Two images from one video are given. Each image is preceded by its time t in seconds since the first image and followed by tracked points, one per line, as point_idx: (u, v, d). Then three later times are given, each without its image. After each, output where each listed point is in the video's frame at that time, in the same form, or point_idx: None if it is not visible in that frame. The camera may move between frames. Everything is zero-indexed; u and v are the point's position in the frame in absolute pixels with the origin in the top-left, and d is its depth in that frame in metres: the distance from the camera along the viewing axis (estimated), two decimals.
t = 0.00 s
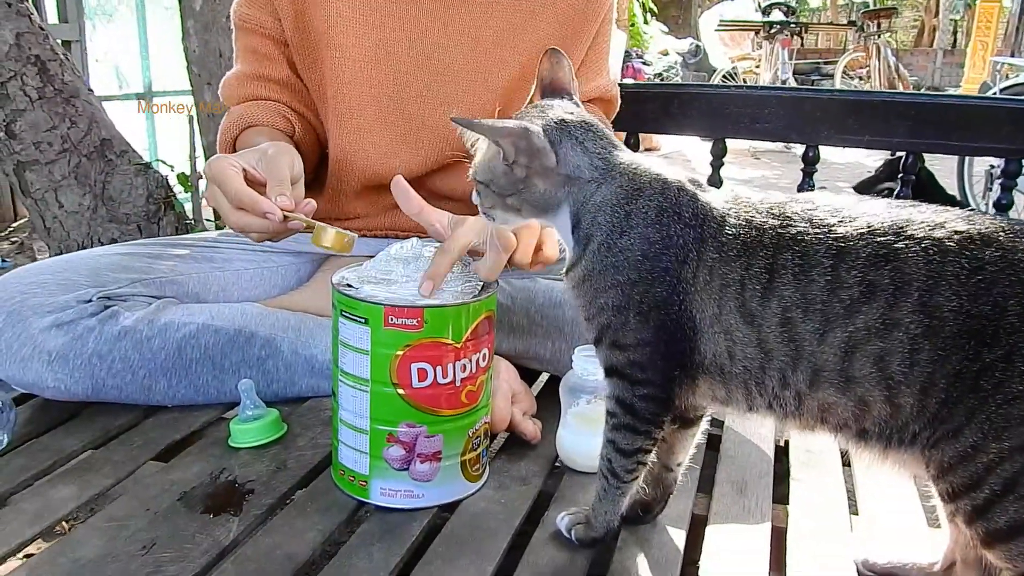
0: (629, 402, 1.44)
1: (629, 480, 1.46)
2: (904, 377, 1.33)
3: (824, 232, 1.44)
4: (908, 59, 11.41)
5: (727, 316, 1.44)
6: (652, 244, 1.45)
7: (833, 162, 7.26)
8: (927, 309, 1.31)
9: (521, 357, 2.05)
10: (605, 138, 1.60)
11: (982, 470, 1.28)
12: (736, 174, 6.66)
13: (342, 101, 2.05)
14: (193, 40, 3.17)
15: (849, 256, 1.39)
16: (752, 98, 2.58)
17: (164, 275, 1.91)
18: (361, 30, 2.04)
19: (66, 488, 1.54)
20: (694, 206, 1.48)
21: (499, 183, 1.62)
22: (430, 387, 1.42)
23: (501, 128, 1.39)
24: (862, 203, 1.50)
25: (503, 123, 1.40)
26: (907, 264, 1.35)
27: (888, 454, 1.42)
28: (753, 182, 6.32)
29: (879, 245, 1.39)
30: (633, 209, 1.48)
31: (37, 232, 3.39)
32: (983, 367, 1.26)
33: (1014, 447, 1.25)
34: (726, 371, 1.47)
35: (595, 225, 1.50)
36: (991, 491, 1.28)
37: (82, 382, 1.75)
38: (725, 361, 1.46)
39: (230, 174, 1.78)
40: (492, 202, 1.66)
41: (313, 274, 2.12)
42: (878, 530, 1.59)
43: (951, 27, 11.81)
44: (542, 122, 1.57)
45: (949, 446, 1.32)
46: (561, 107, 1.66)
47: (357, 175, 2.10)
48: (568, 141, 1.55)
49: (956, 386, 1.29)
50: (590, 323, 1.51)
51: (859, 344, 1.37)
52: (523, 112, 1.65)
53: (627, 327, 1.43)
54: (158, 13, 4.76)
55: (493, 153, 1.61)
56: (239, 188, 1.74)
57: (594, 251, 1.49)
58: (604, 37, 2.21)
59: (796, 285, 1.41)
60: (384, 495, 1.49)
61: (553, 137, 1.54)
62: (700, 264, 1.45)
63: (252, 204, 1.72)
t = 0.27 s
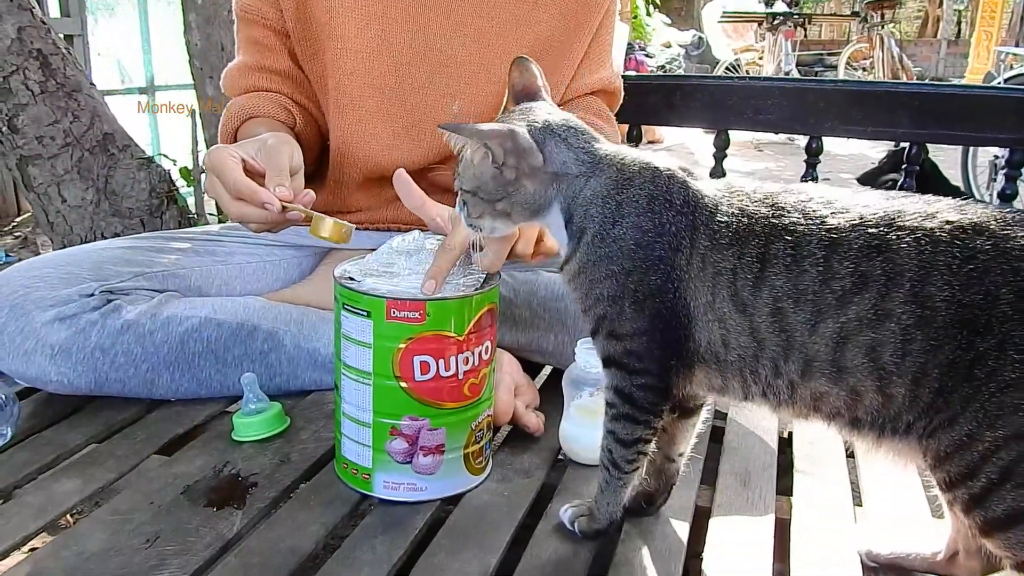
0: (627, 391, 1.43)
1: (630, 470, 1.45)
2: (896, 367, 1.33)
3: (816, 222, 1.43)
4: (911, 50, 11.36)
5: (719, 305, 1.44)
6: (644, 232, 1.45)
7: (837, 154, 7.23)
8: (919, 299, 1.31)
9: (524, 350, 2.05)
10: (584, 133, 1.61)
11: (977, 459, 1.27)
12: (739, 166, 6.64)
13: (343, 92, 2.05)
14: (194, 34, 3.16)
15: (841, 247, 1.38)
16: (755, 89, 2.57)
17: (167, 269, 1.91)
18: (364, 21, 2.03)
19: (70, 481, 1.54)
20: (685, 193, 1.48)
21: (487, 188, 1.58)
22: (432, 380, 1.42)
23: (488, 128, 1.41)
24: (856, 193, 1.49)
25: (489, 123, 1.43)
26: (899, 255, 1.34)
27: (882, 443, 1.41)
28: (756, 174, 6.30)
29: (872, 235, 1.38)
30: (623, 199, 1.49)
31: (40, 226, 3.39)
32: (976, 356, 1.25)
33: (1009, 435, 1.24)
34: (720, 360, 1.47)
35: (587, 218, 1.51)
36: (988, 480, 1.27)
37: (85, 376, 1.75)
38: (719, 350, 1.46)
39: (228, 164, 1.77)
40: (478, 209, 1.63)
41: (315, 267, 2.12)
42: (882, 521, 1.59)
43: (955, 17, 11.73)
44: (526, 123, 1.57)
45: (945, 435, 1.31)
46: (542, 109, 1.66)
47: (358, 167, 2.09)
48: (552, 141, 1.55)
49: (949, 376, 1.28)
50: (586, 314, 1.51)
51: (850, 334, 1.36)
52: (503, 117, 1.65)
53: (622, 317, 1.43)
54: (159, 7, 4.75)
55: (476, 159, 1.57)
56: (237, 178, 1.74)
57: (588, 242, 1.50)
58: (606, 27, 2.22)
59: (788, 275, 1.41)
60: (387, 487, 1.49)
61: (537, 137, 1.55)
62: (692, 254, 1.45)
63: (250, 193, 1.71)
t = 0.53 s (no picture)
0: (628, 392, 1.43)
1: (631, 471, 1.46)
2: (894, 367, 1.33)
3: (813, 225, 1.43)
4: (913, 45, 11.34)
5: (717, 306, 1.44)
6: (639, 235, 1.45)
7: (839, 150, 7.22)
8: (916, 300, 1.31)
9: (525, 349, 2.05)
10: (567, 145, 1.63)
11: (975, 458, 1.28)
12: (741, 162, 6.63)
13: (345, 91, 2.04)
14: (197, 31, 3.16)
15: (839, 249, 1.39)
16: (757, 87, 2.56)
17: (170, 268, 1.91)
18: (369, 20, 2.03)
19: (74, 480, 1.55)
20: (680, 195, 1.48)
21: (474, 204, 1.64)
22: (434, 381, 1.43)
23: (476, 145, 1.42)
24: (851, 197, 1.50)
25: (478, 142, 1.44)
26: (896, 256, 1.35)
27: (880, 442, 1.41)
28: (758, 170, 6.29)
29: (868, 238, 1.39)
30: (618, 203, 1.49)
31: (43, 223, 3.40)
32: (973, 356, 1.26)
33: (1006, 434, 1.25)
34: (718, 361, 1.46)
35: (580, 225, 1.52)
36: (985, 479, 1.27)
37: (89, 375, 1.76)
38: (717, 351, 1.45)
39: (228, 166, 1.78)
40: (466, 223, 1.69)
41: (318, 267, 2.13)
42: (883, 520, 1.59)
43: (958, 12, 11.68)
44: (514, 139, 1.60)
45: (944, 434, 1.32)
46: (529, 123, 1.69)
47: (359, 167, 2.09)
48: (540, 156, 1.58)
49: (946, 375, 1.29)
50: (584, 319, 1.50)
51: (848, 336, 1.36)
52: (490, 132, 1.68)
53: (621, 320, 1.43)
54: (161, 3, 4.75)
55: (464, 176, 1.63)
56: (237, 180, 1.74)
57: (584, 247, 1.50)
58: (605, 29, 2.23)
59: (786, 276, 1.41)
60: (390, 487, 1.49)
61: (526, 154, 1.59)
62: (690, 255, 1.44)
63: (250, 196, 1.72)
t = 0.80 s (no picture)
0: (629, 397, 1.44)
1: (633, 475, 1.46)
2: (898, 372, 1.33)
3: (816, 230, 1.43)
4: (915, 45, 11.33)
5: (720, 311, 1.44)
6: (641, 241, 1.45)
7: (840, 151, 7.21)
8: (919, 305, 1.31)
9: (527, 351, 2.06)
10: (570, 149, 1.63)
11: (978, 461, 1.28)
12: (742, 162, 6.63)
13: (349, 93, 2.05)
14: (199, 32, 3.16)
15: (842, 254, 1.39)
16: (759, 88, 2.56)
17: (172, 270, 1.92)
18: (370, 22, 2.03)
19: (76, 482, 1.55)
20: (682, 201, 1.48)
21: (477, 207, 1.62)
22: (436, 384, 1.43)
23: (480, 148, 1.43)
24: (852, 202, 1.49)
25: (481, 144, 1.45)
26: (899, 262, 1.35)
27: (882, 446, 1.41)
28: (759, 171, 6.29)
29: (871, 243, 1.38)
30: (620, 208, 1.49)
31: (45, 223, 3.40)
32: (976, 360, 1.26)
33: (1009, 438, 1.25)
34: (720, 365, 1.47)
35: (581, 230, 1.51)
36: (988, 483, 1.28)
37: (91, 377, 1.77)
38: (720, 355, 1.46)
39: (235, 171, 1.78)
40: (467, 226, 1.67)
41: (320, 269, 2.13)
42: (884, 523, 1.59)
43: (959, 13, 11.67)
44: (517, 142, 1.60)
45: (946, 438, 1.32)
46: (532, 127, 1.68)
47: (360, 168, 2.09)
48: (544, 159, 1.58)
49: (950, 380, 1.29)
50: (585, 325, 1.51)
51: (852, 341, 1.36)
52: (492, 135, 1.68)
53: (623, 326, 1.43)
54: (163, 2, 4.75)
55: (466, 179, 1.62)
56: (244, 185, 1.74)
57: (586, 254, 1.50)
58: (605, 30, 2.24)
59: (789, 282, 1.41)
60: (391, 490, 1.49)
61: (530, 156, 1.58)
62: (692, 261, 1.44)
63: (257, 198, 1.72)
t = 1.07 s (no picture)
0: (629, 408, 1.44)
1: (635, 484, 1.47)
2: (898, 383, 1.34)
3: (815, 242, 1.43)
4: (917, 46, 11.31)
5: (719, 323, 1.44)
6: (639, 252, 1.46)
7: (843, 153, 7.21)
8: (918, 316, 1.32)
9: (530, 359, 2.06)
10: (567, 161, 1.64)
11: (979, 471, 1.29)
12: (745, 165, 6.63)
13: (350, 103, 2.06)
14: (202, 38, 3.18)
15: (841, 266, 1.39)
16: (760, 94, 2.57)
17: (176, 280, 1.93)
18: (370, 33, 2.04)
19: (82, 492, 1.56)
20: (680, 213, 1.48)
21: (474, 218, 1.62)
22: (439, 394, 1.44)
23: (478, 158, 1.45)
24: (850, 214, 1.50)
25: (479, 156, 1.47)
26: (897, 273, 1.35)
27: (882, 455, 1.42)
28: (762, 173, 6.29)
29: (870, 255, 1.39)
30: (617, 220, 1.50)
31: (50, 230, 3.41)
32: (975, 371, 1.27)
33: (1009, 448, 1.26)
34: (721, 376, 1.47)
35: (579, 242, 1.52)
36: (988, 493, 1.29)
37: (97, 387, 1.78)
38: (719, 366, 1.46)
39: (231, 180, 1.79)
40: (464, 236, 1.67)
41: (323, 277, 2.14)
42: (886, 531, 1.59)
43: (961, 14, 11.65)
44: (514, 154, 1.61)
45: (947, 448, 1.32)
46: (529, 140, 1.70)
47: (360, 177, 2.10)
48: (541, 172, 1.59)
49: (950, 390, 1.30)
50: (585, 336, 1.51)
51: (852, 352, 1.37)
52: (490, 147, 1.69)
53: (622, 336, 1.44)
54: (166, 8, 4.76)
55: (463, 191, 1.60)
56: (240, 194, 1.76)
57: (584, 264, 1.51)
58: (604, 40, 2.22)
59: (788, 294, 1.41)
60: (395, 500, 1.50)
61: (527, 168, 1.59)
62: (691, 272, 1.45)
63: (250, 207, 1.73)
